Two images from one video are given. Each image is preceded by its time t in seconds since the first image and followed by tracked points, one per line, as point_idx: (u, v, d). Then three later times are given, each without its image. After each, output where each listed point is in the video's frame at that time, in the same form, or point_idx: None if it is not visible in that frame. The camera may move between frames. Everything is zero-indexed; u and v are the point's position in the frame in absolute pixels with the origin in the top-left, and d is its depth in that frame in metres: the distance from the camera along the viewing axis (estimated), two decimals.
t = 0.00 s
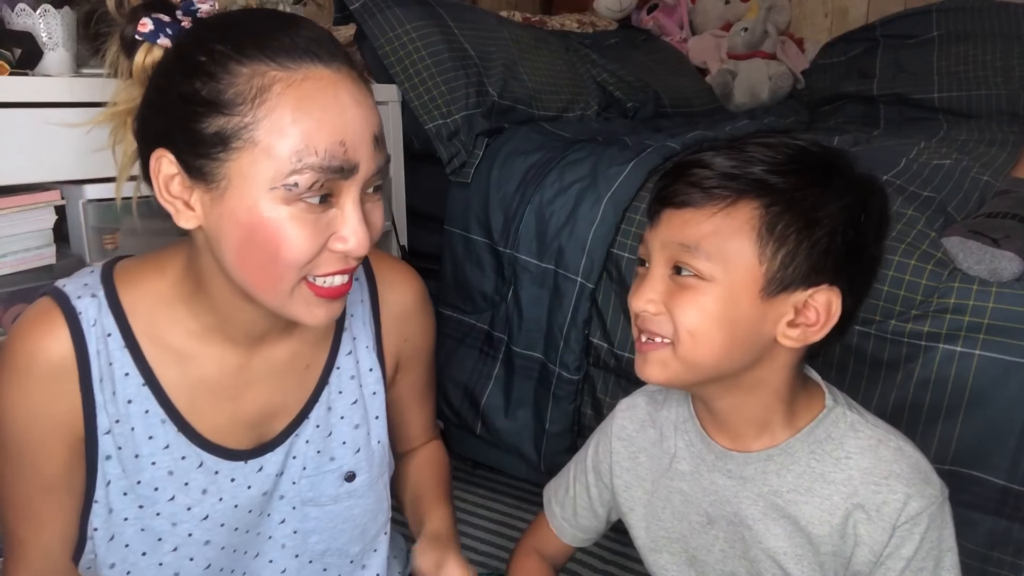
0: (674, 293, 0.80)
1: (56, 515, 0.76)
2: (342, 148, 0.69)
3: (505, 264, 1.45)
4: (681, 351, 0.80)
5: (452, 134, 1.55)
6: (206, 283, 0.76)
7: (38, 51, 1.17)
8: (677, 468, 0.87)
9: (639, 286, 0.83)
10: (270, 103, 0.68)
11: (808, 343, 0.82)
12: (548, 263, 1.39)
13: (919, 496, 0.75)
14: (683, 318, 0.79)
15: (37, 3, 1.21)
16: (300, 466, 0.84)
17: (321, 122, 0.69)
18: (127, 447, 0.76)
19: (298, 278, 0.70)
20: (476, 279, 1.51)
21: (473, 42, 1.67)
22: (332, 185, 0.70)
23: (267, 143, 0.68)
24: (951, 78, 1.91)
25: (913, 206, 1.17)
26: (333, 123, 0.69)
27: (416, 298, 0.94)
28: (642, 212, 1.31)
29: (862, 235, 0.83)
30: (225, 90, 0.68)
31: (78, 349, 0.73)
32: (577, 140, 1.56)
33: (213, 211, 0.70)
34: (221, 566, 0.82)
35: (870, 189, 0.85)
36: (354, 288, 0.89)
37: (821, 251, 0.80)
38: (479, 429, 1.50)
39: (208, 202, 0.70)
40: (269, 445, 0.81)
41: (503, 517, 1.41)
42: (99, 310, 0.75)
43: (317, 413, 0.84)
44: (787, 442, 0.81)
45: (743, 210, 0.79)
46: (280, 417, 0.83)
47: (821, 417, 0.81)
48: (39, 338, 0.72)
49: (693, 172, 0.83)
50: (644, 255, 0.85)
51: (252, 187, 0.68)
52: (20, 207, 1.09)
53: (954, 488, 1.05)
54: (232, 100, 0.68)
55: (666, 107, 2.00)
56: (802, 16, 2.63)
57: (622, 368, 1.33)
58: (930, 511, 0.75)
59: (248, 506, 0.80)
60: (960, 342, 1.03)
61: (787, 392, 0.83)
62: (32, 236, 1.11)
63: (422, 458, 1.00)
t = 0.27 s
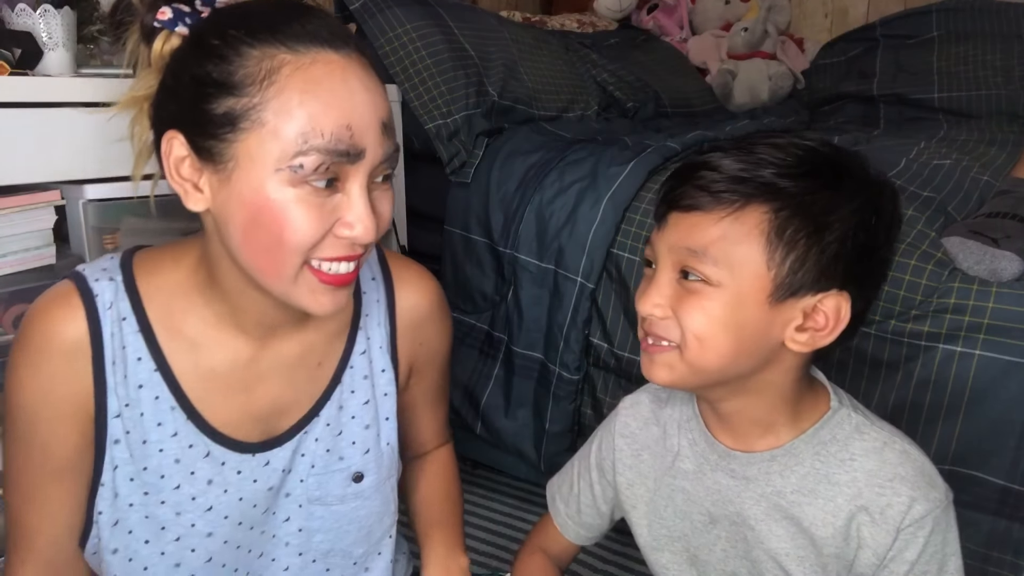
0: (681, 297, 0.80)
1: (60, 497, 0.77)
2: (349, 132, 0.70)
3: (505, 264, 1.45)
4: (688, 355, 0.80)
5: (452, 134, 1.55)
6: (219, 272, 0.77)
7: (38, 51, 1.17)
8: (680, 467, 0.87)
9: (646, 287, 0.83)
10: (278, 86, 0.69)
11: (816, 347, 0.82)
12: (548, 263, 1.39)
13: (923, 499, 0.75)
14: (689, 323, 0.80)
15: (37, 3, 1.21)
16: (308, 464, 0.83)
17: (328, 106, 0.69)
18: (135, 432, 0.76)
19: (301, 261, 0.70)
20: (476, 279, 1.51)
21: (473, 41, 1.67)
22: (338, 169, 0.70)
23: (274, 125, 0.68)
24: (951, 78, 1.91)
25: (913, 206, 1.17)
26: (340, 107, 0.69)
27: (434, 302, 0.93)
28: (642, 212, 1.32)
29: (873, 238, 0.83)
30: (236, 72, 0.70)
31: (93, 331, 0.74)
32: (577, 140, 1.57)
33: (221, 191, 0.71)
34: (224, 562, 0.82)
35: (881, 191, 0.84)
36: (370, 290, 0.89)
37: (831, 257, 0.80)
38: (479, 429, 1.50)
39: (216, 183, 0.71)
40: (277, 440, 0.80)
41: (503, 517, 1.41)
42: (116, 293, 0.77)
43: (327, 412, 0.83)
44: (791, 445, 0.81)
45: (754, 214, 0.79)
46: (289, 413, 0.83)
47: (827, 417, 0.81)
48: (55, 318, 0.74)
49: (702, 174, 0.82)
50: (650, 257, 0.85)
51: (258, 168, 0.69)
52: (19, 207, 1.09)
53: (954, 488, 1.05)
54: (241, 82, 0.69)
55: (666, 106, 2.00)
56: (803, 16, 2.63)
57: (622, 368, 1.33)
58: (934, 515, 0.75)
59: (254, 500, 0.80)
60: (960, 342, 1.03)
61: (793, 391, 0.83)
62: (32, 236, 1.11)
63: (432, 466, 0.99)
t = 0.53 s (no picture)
0: (692, 301, 0.80)
1: (81, 493, 0.77)
2: (365, 133, 0.70)
3: (505, 264, 1.45)
4: (697, 357, 0.80)
5: (452, 134, 1.54)
6: (237, 267, 0.78)
7: (38, 51, 1.17)
8: (687, 465, 0.87)
9: (658, 288, 0.84)
10: (297, 88, 0.69)
11: (826, 351, 0.82)
12: (548, 263, 1.39)
13: (928, 501, 0.74)
14: (700, 326, 0.80)
15: (37, 3, 1.21)
16: (323, 453, 0.85)
17: (346, 107, 0.69)
18: (159, 427, 0.78)
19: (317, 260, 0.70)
20: (476, 279, 1.51)
21: (473, 41, 1.67)
22: (355, 170, 0.70)
23: (292, 125, 0.69)
24: (951, 78, 1.91)
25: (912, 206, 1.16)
26: (357, 108, 0.70)
27: (446, 297, 0.94)
28: (642, 212, 1.32)
29: (884, 242, 0.83)
30: (256, 73, 0.70)
31: (115, 328, 0.75)
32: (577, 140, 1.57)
33: (240, 191, 0.71)
34: (247, 555, 0.83)
35: (893, 194, 0.84)
36: (385, 281, 0.90)
37: (841, 263, 0.80)
38: (479, 429, 1.50)
39: (236, 183, 0.71)
40: (298, 432, 0.82)
41: (502, 517, 1.41)
42: (138, 289, 0.77)
43: (343, 402, 0.85)
44: (797, 444, 0.81)
45: (766, 220, 0.79)
46: (309, 406, 0.84)
47: (832, 419, 0.81)
48: (78, 314, 0.74)
49: (713, 178, 0.82)
50: (661, 259, 0.85)
51: (276, 168, 0.69)
52: (19, 207, 1.09)
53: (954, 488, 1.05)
54: (261, 83, 0.70)
55: (666, 106, 2.00)
56: (803, 16, 2.63)
57: (622, 368, 1.33)
58: (939, 517, 0.74)
59: (275, 493, 0.82)
60: (960, 342, 1.03)
61: (803, 392, 0.83)
62: (32, 236, 1.10)
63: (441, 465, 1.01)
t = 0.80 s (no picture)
0: (699, 294, 0.80)
1: (90, 489, 0.77)
2: (373, 135, 0.70)
3: (505, 264, 1.45)
4: (707, 351, 0.80)
5: (452, 134, 1.54)
6: (244, 264, 0.78)
7: (38, 51, 1.17)
8: (687, 462, 0.87)
9: (664, 284, 0.84)
10: (307, 90, 0.69)
11: (832, 346, 0.82)
12: (548, 263, 1.39)
13: (918, 483, 0.75)
14: (710, 320, 0.79)
15: (37, 3, 1.20)
16: (328, 448, 0.85)
17: (354, 110, 0.69)
18: (168, 422, 0.78)
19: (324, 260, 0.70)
20: (476, 279, 1.51)
21: (474, 41, 1.67)
22: (363, 171, 0.70)
23: (301, 128, 0.69)
24: (951, 78, 1.91)
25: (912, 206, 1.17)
26: (367, 111, 0.70)
27: (449, 294, 0.95)
28: (642, 212, 1.31)
29: (888, 240, 0.83)
30: (266, 75, 0.70)
31: (126, 324, 0.75)
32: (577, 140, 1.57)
33: (250, 190, 0.71)
34: (254, 549, 0.84)
35: (896, 194, 0.84)
36: (389, 278, 0.91)
37: (847, 257, 0.80)
38: (479, 429, 1.51)
39: (245, 183, 0.72)
40: (305, 428, 0.82)
41: (502, 517, 1.41)
42: (148, 286, 0.78)
43: (349, 397, 0.85)
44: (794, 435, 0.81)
45: (773, 213, 0.79)
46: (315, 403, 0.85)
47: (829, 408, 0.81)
48: (89, 310, 0.75)
49: (719, 174, 0.83)
50: (668, 257, 0.85)
51: (286, 169, 0.69)
52: (19, 207, 1.09)
53: (954, 488, 1.05)
54: (271, 86, 0.70)
55: (666, 107, 2.00)
56: (802, 16, 2.63)
57: (622, 368, 1.33)
58: (929, 500, 0.74)
59: (283, 488, 0.82)
60: (960, 342, 1.03)
61: (807, 388, 0.83)
62: (32, 236, 1.10)
63: (444, 470, 1.01)
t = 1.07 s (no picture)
0: (703, 291, 0.80)
1: (91, 487, 0.77)
2: (372, 133, 0.70)
3: (505, 264, 1.45)
4: (713, 348, 0.80)
5: (452, 134, 1.55)
6: (245, 263, 0.78)
7: (38, 51, 1.17)
8: (684, 463, 0.87)
9: (666, 285, 0.84)
10: (305, 90, 0.69)
11: (834, 340, 0.82)
12: (548, 263, 1.39)
13: (909, 484, 0.75)
14: (715, 316, 0.79)
15: (37, 3, 1.20)
16: (328, 447, 0.85)
17: (352, 108, 0.70)
18: (169, 421, 0.78)
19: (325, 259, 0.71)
20: (477, 279, 1.51)
21: (473, 41, 1.67)
22: (362, 170, 0.70)
23: (300, 127, 0.69)
24: (951, 79, 1.91)
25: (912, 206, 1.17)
26: (365, 109, 0.70)
27: (449, 292, 0.95)
28: (642, 212, 1.31)
29: (884, 235, 0.84)
30: (264, 75, 0.70)
31: (127, 323, 0.75)
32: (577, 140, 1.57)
33: (250, 190, 0.72)
34: (255, 547, 0.84)
35: (887, 192, 0.86)
36: (389, 277, 0.91)
37: (846, 251, 0.81)
38: (479, 429, 1.51)
39: (245, 183, 0.72)
40: (306, 426, 0.82)
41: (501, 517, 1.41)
42: (150, 285, 0.78)
43: (348, 396, 0.85)
44: (791, 436, 0.81)
45: (772, 209, 0.80)
46: (317, 402, 0.85)
47: (826, 409, 0.81)
48: (91, 309, 0.75)
49: (716, 175, 0.84)
50: (667, 259, 0.86)
51: (285, 169, 0.69)
52: (19, 207, 1.09)
53: (954, 487, 1.05)
54: (269, 86, 0.70)
55: (666, 106, 2.00)
56: (802, 16, 2.63)
57: (622, 367, 1.33)
58: (919, 501, 0.74)
59: (283, 486, 0.82)
60: (960, 342, 1.03)
61: (807, 388, 0.83)
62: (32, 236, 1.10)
63: (445, 471, 1.01)
